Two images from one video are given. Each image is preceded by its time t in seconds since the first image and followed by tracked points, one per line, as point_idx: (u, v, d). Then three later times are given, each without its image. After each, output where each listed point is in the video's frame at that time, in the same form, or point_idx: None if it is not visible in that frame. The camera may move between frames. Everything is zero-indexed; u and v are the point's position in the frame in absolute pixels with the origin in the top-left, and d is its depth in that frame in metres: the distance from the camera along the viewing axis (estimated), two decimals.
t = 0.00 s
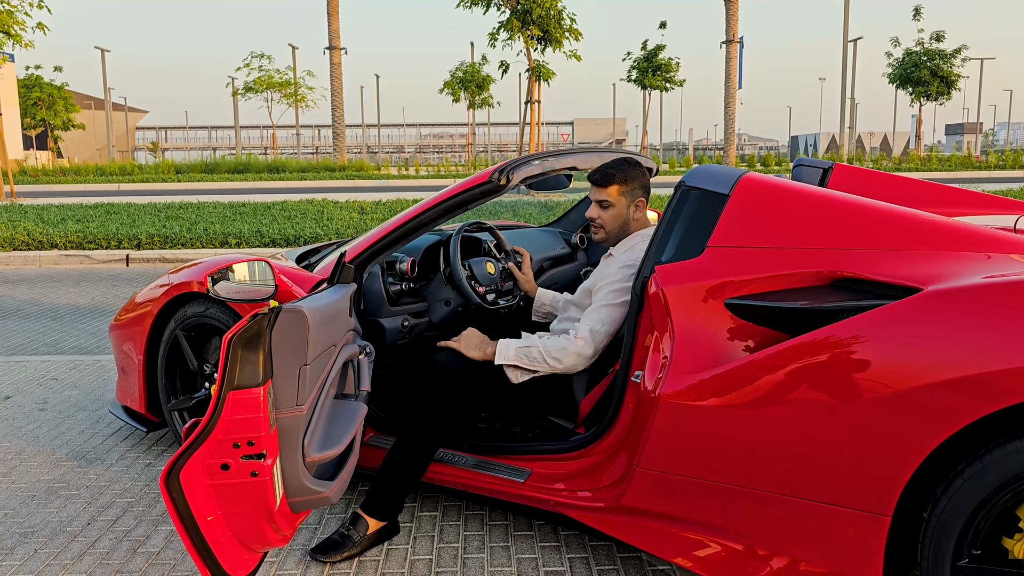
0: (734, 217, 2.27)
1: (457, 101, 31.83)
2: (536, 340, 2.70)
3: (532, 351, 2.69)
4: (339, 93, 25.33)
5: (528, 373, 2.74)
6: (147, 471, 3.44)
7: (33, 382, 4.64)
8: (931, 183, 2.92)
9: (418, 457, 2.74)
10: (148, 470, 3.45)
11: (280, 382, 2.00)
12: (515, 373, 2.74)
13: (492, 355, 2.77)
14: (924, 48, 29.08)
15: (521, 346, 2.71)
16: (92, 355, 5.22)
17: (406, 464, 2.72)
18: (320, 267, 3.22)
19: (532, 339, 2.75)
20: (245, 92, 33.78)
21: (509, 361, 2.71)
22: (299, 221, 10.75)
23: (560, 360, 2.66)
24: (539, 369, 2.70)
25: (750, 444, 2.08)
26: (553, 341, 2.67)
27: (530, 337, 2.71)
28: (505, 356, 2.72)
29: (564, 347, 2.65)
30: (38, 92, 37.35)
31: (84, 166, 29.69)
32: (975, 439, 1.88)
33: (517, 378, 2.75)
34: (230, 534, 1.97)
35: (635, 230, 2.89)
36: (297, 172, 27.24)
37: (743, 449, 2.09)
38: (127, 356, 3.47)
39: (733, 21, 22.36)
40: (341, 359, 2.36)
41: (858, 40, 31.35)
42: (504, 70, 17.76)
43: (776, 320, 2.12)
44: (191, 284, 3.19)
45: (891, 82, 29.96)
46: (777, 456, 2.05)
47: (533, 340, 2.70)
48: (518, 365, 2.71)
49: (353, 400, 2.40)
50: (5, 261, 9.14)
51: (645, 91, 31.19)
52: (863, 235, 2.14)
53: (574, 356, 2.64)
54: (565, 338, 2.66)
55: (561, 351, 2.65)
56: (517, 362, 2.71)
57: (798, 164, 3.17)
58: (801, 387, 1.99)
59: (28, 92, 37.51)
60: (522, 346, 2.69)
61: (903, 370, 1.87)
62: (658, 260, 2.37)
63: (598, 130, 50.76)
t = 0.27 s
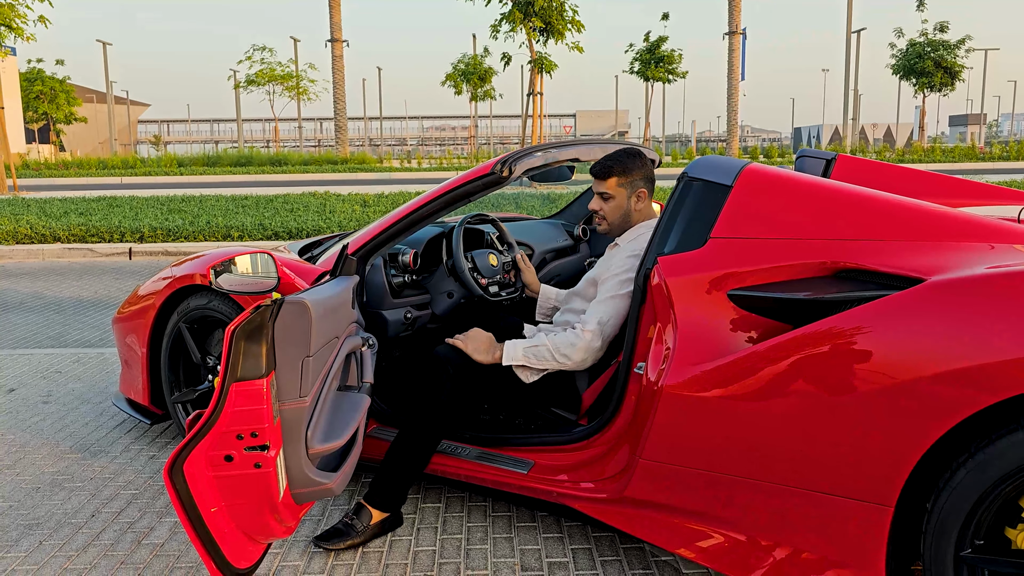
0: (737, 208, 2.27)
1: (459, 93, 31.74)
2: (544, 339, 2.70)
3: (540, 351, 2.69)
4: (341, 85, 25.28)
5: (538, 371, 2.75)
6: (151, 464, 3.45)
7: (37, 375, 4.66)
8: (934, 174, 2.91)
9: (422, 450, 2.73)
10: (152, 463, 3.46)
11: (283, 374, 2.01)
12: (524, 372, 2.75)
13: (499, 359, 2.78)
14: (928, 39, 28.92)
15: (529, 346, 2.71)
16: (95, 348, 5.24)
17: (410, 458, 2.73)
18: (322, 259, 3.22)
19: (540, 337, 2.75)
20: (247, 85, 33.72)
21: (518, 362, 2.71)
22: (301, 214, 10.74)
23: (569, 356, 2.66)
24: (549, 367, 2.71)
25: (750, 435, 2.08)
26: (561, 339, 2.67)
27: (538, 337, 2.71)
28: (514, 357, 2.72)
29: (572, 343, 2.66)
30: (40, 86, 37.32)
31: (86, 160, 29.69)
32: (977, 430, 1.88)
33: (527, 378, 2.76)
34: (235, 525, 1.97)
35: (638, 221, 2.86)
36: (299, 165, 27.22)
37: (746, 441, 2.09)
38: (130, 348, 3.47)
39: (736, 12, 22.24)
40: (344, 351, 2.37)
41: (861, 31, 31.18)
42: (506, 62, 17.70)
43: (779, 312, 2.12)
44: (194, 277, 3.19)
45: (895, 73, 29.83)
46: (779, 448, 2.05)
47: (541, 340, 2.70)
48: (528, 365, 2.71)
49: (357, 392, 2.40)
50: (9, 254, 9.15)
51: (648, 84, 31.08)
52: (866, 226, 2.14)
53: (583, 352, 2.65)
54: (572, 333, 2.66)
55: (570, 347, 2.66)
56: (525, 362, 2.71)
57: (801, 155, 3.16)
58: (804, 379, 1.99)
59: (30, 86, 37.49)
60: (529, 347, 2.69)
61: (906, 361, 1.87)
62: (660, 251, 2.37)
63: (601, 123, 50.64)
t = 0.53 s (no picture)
0: (739, 204, 2.26)
1: (461, 88, 31.68)
2: (544, 333, 2.69)
3: (541, 346, 2.68)
4: (343, 80, 25.25)
5: (538, 366, 2.73)
6: (154, 460, 3.45)
7: (40, 371, 4.67)
8: (937, 169, 2.90)
9: (425, 445, 2.75)
10: (155, 459, 3.47)
11: (286, 371, 2.01)
12: (524, 367, 2.74)
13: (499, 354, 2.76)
14: (931, 33, 28.81)
15: (530, 341, 2.69)
16: (98, 344, 5.24)
17: (412, 452, 2.73)
18: (325, 255, 3.22)
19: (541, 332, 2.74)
20: (248, 80, 33.67)
21: (518, 357, 2.70)
22: (303, 209, 10.74)
23: (570, 350, 2.65)
24: (549, 362, 2.69)
25: (752, 431, 2.08)
26: (561, 333, 2.66)
27: (538, 331, 2.69)
28: (514, 352, 2.71)
29: (573, 336, 2.65)
30: (41, 81, 37.29)
31: (88, 156, 29.70)
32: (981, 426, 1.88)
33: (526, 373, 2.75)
34: (238, 521, 1.97)
35: (643, 216, 2.86)
36: (301, 160, 27.20)
37: (748, 437, 2.09)
38: (133, 345, 3.48)
39: (738, 6, 22.14)
40: (347, 348, 2.37)
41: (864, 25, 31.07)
42: (508, 57, 17.67)
43: (783, 307, 2.12)
44: (196, 273, 3.19)
45: (897, 67, 29.73)
46: (782, 444, 2.05)
47: (542, 334, 2.69)
48: (528, 359, 2.70)
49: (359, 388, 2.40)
50: (12, 251, 9.16)
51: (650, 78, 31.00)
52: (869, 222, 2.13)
53: (584, 345, 2.64)
54: (573, 327, 2.66)
55: (571, 341, 2.65)
56: (525, 357, 2.70)
57: (803, 150, 3.15)
58: (807, 375, 1.99)
59: (31, 81, 37.49)
60: (530, 342, 2.68)
61: (910, 357, 1.86)
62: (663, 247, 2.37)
63: (602, 117, 50.55)
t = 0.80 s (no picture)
0: (743, 198, 2.26)
1: (462, 83, 31.63)
2: (547, 328, 2.70)
3: (543, 340, 2.68)
4: (345, 76, 25.23)
5: (540, 361, 2.73)
6: (158, 454, 3.46)
7: (44, 366, 4.68)
8: (941, 163, 2.89)
9: (428, 439, 2.75)
10: (160, 453, 3.47)
11: (290, 364, 2.01)
12: (525, 362, 2.74)
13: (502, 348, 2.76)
14: (934, 27, 28.71)
15: (532, 336, 2.69)
16: (102, 338, 5.25)
17: (416, 445, 2.74)
18: (328, 249, 3.22)
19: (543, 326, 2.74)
20: (249, 75, 33.63)
21: (521, 351, 2.70)
22: (306, 204, 10.75)
23: (572, 345, 2.66)
24: (551, 357, 2.70)
25: (756, 425, 2.08)
26: (564, 328, 2.66)
27: (540, 326, 2.69)
28: (516, 347, 2.71)
29: (575, 331, 2.65)
30: (43, 77, 37.27)
31: (90, 151, 29.71)
32: (985, 419, 1.87)
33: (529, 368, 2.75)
34: (241, 513, 1.98)
35: (640, 212, 2.83)
36: (303, 155, 27.20)
37: (752, 430, 2.09)
38: (136, 339, 3.49)
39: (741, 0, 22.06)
40: (350, 342, 2.37)
41: (867, 20, 30.98)
42: (510, 52, 17.63)
43: (788, 302, 2.12)
44: (199, 268, 3.20)
45: (899, 62, 29.65)
46: (786, 437, 2.05)
47: (544, 329, 2.69)
48: (530, 354, 2.70)
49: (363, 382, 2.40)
50: (15, 245, 9.18)
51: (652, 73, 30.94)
52: (874, 216, 2.12)
53: (586, 340, 2.64)
54: (575, 321, 2.66)
55: (573, 336, 2.65)
56: (528, 352, 2.70)
57: (807, 145, 3.14)
58: (811, 368, 1.99)
59: (33, 76, 37.47)
60: (532, 337, 2.67)
61: (914, 350, 1.86)
62: (667, 241, 2.36)
63: (604, 112, 50.47)
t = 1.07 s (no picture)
0: (747, 193, 2.26)
1: (463, 80, 31.60)
2: (550, 326, 2.70)
3: (546, 338, 2.69)
4: (345, 73, 25.20)
5: (545, 359, 2.74)
6: (161, 450, 3.47)
7: (45, 362, 4.68)
8: (944, 158, 2.89)
9: (431, 435, 2.76)
10: (162, 449, 3.48)
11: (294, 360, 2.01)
12: (530, 359, 2.75)
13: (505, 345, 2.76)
14: (934, 24, 28.67)
15: (535, 334, 2.70)
16: (103, 335, 5.26)
17: (419, 441, 2.75)
18: (330, 246, 3.22)
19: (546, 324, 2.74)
20: (249, 72, 33.60)
21: (525, 350, 2.71)
22: (307, 201, 10.75)
23: (576, 343, 2.66)
24: (555, 354, 2.70)
25: (759, 421, 2.09)
26: (567, 325, 2.67)
27: (544, 324, 2.70)
28: (520, 345, 2.71)
29: (579, 330, 2.65)
30: (43, 74, 37.24)
31: (90, 148, 29.69)
32: (989, 415, 1.87)
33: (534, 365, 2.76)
34: (246, 510, 1.98)
35: (642, 211, 2.83)
36: (303, 152, 27.19)
37: (756, 425, 2.09)
38: (138, 336, 3.49)
39: None
40: (354, 338, 2.37)
41: (867, 17, 30.95)
42: (511, 48, 17.61)
43: (792, 297, 2.11)
44: (201, 264, 3.20)
45: (900, 58, 29.61)
46: (789, 433, 2.05)
47: (547, 327, 2.70)
48: (534, 352, 2.71)
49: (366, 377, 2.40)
50: (16, 242, 9.18)
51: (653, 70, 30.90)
52: (877, 211, 2.12)
53: (590, 338, 2.64)
54: (578, 320, 2.66)
55: (576, 334, 2.65)
56: (532, 350, 2.70)
57: (809, 141, 3.14)
58: (815, 364, 1.99)
59: (33, 74, 37.44)
60: (536, 335, 2.68)
61: (918, 346, 1.86)
62: (670, 237, 2.36)
63: (604, 109, 50.43)
